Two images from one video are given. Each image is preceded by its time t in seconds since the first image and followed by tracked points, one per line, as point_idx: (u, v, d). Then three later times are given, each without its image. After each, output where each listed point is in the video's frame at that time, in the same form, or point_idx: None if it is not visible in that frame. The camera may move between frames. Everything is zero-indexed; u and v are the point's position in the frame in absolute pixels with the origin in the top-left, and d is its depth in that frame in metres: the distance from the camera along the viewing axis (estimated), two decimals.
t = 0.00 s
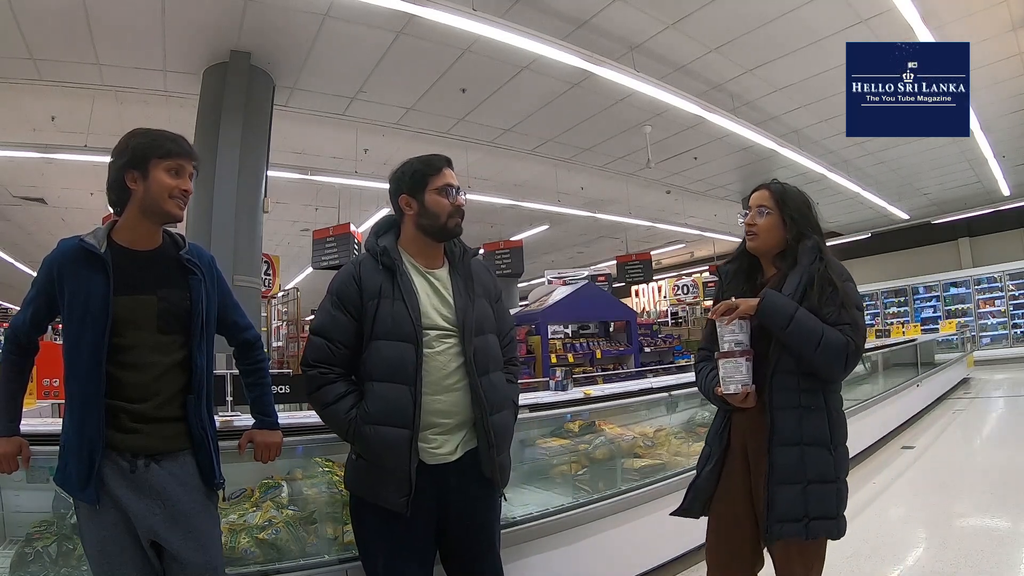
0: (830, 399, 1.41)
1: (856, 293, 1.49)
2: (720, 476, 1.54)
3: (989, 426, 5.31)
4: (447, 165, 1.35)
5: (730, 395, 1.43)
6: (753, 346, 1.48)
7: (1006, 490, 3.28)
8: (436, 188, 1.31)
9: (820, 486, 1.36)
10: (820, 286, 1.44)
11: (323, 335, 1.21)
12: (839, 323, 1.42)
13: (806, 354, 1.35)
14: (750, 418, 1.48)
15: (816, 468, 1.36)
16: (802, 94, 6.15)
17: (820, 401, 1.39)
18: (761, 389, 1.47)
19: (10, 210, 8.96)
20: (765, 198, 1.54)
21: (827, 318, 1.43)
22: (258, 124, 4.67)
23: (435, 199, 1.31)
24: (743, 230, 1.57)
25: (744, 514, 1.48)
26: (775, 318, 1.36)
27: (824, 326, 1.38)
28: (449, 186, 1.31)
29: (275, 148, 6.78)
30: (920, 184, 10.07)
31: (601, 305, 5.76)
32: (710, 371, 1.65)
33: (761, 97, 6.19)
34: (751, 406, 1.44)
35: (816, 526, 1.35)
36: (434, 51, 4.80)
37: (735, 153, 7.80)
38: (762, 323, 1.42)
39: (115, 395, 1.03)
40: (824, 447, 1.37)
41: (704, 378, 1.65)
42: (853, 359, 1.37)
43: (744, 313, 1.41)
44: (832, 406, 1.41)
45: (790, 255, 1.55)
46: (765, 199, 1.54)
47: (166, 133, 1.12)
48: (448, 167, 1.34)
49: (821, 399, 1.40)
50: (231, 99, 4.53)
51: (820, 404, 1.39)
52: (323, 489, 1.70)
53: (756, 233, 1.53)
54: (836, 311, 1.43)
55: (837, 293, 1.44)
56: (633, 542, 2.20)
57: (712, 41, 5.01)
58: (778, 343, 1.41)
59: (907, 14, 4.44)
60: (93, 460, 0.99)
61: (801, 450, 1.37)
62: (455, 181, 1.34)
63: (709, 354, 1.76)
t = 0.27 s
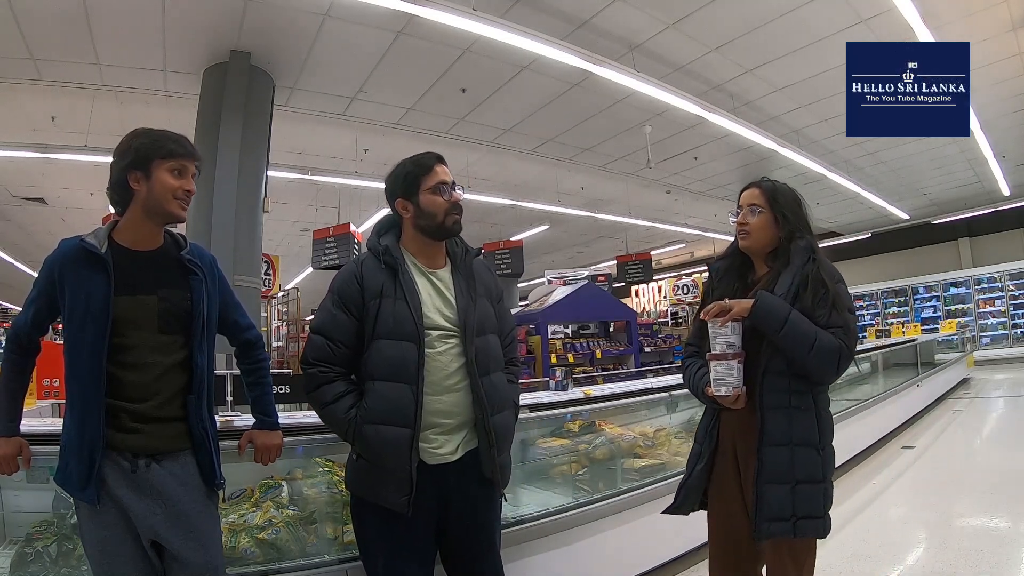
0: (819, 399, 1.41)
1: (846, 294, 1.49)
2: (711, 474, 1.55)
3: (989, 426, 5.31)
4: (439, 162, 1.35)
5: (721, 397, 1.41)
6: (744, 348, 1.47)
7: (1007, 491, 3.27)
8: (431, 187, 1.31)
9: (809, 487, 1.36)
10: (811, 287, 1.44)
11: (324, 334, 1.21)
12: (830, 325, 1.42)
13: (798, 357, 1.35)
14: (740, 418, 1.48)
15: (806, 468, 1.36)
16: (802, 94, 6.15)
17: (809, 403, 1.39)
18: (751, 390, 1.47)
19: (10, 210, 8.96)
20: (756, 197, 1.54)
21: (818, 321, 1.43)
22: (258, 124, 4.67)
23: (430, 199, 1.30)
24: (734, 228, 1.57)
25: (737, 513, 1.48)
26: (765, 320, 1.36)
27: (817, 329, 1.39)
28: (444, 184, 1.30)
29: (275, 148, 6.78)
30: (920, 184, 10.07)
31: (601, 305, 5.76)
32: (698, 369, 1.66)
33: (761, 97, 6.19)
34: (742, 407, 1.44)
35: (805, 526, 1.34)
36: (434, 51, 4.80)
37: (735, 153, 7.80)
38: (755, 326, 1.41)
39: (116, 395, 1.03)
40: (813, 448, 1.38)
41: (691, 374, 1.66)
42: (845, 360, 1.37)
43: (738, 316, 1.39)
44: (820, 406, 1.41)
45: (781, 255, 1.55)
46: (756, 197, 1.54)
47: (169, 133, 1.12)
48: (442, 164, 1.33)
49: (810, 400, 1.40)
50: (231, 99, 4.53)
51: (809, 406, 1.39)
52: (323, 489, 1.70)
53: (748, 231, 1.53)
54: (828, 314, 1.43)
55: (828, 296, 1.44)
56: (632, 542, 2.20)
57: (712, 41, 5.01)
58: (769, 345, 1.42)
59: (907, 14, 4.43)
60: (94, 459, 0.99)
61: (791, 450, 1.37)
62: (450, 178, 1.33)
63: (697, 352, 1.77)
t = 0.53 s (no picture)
0: (813, 400, 1.41)
1: (839, 294, 1.49)
2: (707, 476, 1.55)
3: (989, 426, 5.31)
4: (440, 163, 1.35)
5: (712, 400, 1.41)
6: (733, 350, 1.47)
7: (1007, 490, 3.27)
8: (430, 188, 1.31)
9: (803, 487, 1.36)
10: (801, 289, 1.44)
11: (325, 335, 1.21)
12: (821, 326, 1.42)
13: (789, 361, 1.35)
14: (733, 420, 1.48)
15: (799, 469, 1.36)
16: (802, 94, 6.15)
17: (804, 404, 1.39)
18: (745, 391, 1.47)
19: (10, 210, 8.96)
20: (750, 197, 1.54)
21: (810, 322, 1.43)
22: (257, 124, 4.66)
23: (429, 199, 1.30)
24: (728, 228, 1.57)
25: (734, 514, 1.48)
26: (756, 323, 1.36)
27: (806, 331, 1.39)
28: (443, 185, 1.30)
29: (275, 148, 6.78)
30: (920, 184, 10.07)
31: (601, 305, 5.76)
32: (693, 370, 1.66)
33: (761, 97, 6.19)
34: (734, 409, 1.44)
35: (801, 526, 1.35)
36: (434, 51, 4.80)
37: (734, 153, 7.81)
38: (745, 329, 1.41)
39: (116, 395, 1.03)
40: (809, 448, 1.38)
41: (688, 375, 1.66)
42: (836, 361, 1.38)
43: (727, 319, 1.39)
44: (813, 407, 1.41)
45: (772, 254, 1.55)
46: (750, 196, 1.54)
47: (169, 132, 1.12)
48: (442, 165, 1.33)
49: (807, 400, 1.40)
50: (231, 99, 4.53)
51: (805, 406, 1.40)
52: (323, 490, 1.70)
53: (741, 230, 1.53)
54: (818, 314, 1.43)
55: (818, 296, 1.44)
56: (632, 542, 2.20)
57: (712, 41, 5.02)
58: (762, 348, 1.41)
59: (907, 14, 4.43)
60: (94, 459, 0.99)
61: (783, 451, 1.37)
62: (449, 179, 1.33)
63: (692, 354, 1.77)
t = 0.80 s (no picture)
0: (811, 399, 1.41)
1: (836, 293, 1.49)
2: (707, 476, 1.55)
3: (989, 426, 5.31)
4: (440, 163, 1.35)
5: (709, 401, 1.41)
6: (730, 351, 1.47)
7: (1007, 490, 3.27)
8: (430, 188, 1.31)
9: (801, 486, 1.36)
10: (799, 289, 1.44)
11: (326, 335, 1.21)
12: (818, 326, 1.43)
13: (788, 361, 1.35)
14: (731, 420, 1.49)
15: (798, 468, 1.36)
16: (802, 94, 6.15)
17: (802, 403, 1.39)
18: (744, 391, 1.47)
19: (10, 210, 8.96)
20: (746, 197, 1.54)
21: (809, 321, 1.43)
22: (257, 124, 4.67)
23: (429, 199, 1.30)
24: (726, 229, 1.57)
25: (734, 514, 1.49)
26: (754, 324, 1.36)
27: (802, 330, 1.39)
28: (443, 185, 1.30)
29: (275, 148, 6.78)
30: (920, 184, 10.07)
31: (601, 305, 5.76)
32: (692, 371, 1.65)
33: (761, 97, 6.19)
34: (731, 410, 1.44)
35: (800, 526, 1.34)
36: (434, 51, 4.80)
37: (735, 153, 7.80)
38: (740, 330, 1.41)
39: (115, 395, 1.03)
40: (808, 447, 1.38)
41: (686, 376, 1.66)
42: (834, 361, 1.38)
43: (720, 321, 1.39)
44: (812, 406, 1.41)
45: (768, 254, 1.55)
46: (747, 196, 1.54)
47: (171, 133, 1.12)
48: (442, 165, 1.33)
49: (805, 399, 1.40)
50: (231, 100, 4.53)
51: (803, 406, 1.39)
52: (323, 490, 1.70)
53: (737, 230, 1.54)
54: (815, 313, 1.43)
55: (813, 295, 1.44)
56: (632, 542, 2.20)
57: (712, 41, 5.02)
58: (761, 348, 1.41)
59: (907, 14, 4.43)
60: (94, 459, 0.99)
61: (782, 451, 1.37)
62: (449, 179, 1.33)
63: (691, 355, 1.76)
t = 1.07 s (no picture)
0: (811, 398, 1.41)
1: (836, 293, 1.49)
2: (707, 476, 1.55)
3: (989, 426, 5.31)
4: (440, 163, 1.35)
5: (709, 401, 1.41)
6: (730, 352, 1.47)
7: (1007, 490, 3.28)
8: (430, 188, 1.31)
9: (800, 486, 1.36)
10: (800, 288, 1.44)
11: (325, 335, 1.21)
12: (818, 325, 1.42)
13: (788, 361, 1.35)
14: (731, 420, 1.49)
15: (797, 468, 1.36)
16: (802, 94, 6.15)
17: (802, 402, 1.39)
18: (743, 391, 1.47)
19: (10, 210, 8.96)
20: (746, 198, 1.54)
21: (809, 321, 1.43)
22: (257, 124, 4.67)
23: (428, 199, 1.30)
24: (725, 229, 1.57)
25: (733, 513, 1.48)
26: (754, 324, 1.36)
27: (803, 329, 1.39)
28: (443, 185, 1.30)
29: (275, 148, 6.78)
30: (920, 184, 10.07)
31: (601, 304, 5.76)
32: (691, 372, 1.66)
33: (761, 97, 6.19)
34: (731, 410, 1.44)
35: (800, 525, 1.34)
36: (434, 51, 4.80)
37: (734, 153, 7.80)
38: (740, 330, 1.40)
39: (115, 394, 1.03)
40: (808, 447, 1.38)
41: (685, 377, 1.66)
42: (833, 360, 1.38)
43: (720, 321, 1.39)
44: (812, 405, 1.41)
45: (768, 254, 1.55)
46: (746, 196, 1.54)
47: (169, 134, 1.12)
48: (442, 165, 1.33)
49: (805, 399, 1.40)
50: (231, 100, 4.53)
51: (803, 405, 1.39)
52: (323, 490, 1.70)
53: (738, 230, 1.54)
54: (815, 313, 1.43)
55: (813, 295, 1.44)
56: (632, 542, 2.20)
57: (712, 41, 5.02)
58: (761, 348, 1.41)
59: (907, 14, 4.43)
60: (94, 459, 0.99)
61: (781, 450, 1.36)
62: (449, 179, 1.33)
63: (690, 355, 1.76)
